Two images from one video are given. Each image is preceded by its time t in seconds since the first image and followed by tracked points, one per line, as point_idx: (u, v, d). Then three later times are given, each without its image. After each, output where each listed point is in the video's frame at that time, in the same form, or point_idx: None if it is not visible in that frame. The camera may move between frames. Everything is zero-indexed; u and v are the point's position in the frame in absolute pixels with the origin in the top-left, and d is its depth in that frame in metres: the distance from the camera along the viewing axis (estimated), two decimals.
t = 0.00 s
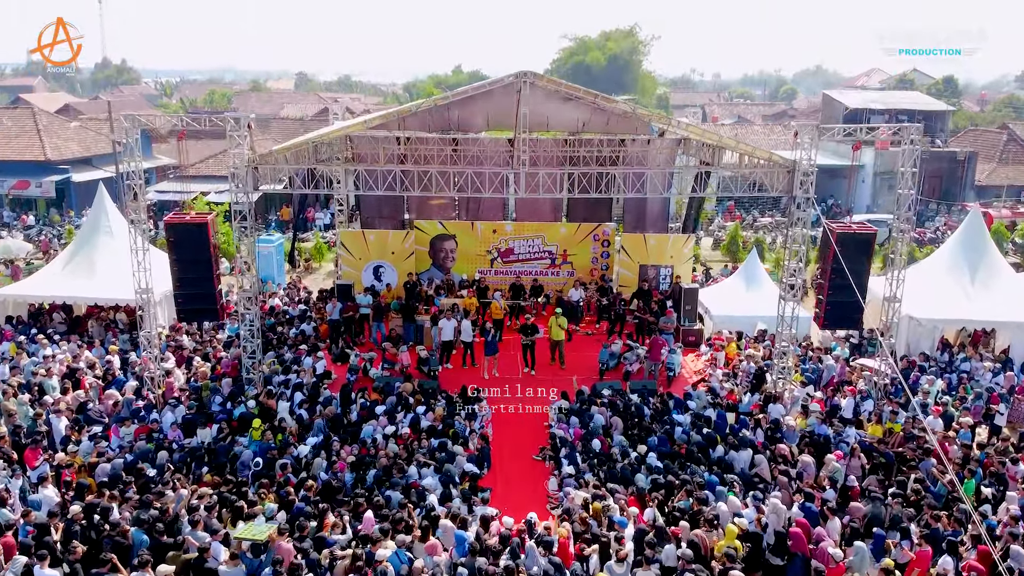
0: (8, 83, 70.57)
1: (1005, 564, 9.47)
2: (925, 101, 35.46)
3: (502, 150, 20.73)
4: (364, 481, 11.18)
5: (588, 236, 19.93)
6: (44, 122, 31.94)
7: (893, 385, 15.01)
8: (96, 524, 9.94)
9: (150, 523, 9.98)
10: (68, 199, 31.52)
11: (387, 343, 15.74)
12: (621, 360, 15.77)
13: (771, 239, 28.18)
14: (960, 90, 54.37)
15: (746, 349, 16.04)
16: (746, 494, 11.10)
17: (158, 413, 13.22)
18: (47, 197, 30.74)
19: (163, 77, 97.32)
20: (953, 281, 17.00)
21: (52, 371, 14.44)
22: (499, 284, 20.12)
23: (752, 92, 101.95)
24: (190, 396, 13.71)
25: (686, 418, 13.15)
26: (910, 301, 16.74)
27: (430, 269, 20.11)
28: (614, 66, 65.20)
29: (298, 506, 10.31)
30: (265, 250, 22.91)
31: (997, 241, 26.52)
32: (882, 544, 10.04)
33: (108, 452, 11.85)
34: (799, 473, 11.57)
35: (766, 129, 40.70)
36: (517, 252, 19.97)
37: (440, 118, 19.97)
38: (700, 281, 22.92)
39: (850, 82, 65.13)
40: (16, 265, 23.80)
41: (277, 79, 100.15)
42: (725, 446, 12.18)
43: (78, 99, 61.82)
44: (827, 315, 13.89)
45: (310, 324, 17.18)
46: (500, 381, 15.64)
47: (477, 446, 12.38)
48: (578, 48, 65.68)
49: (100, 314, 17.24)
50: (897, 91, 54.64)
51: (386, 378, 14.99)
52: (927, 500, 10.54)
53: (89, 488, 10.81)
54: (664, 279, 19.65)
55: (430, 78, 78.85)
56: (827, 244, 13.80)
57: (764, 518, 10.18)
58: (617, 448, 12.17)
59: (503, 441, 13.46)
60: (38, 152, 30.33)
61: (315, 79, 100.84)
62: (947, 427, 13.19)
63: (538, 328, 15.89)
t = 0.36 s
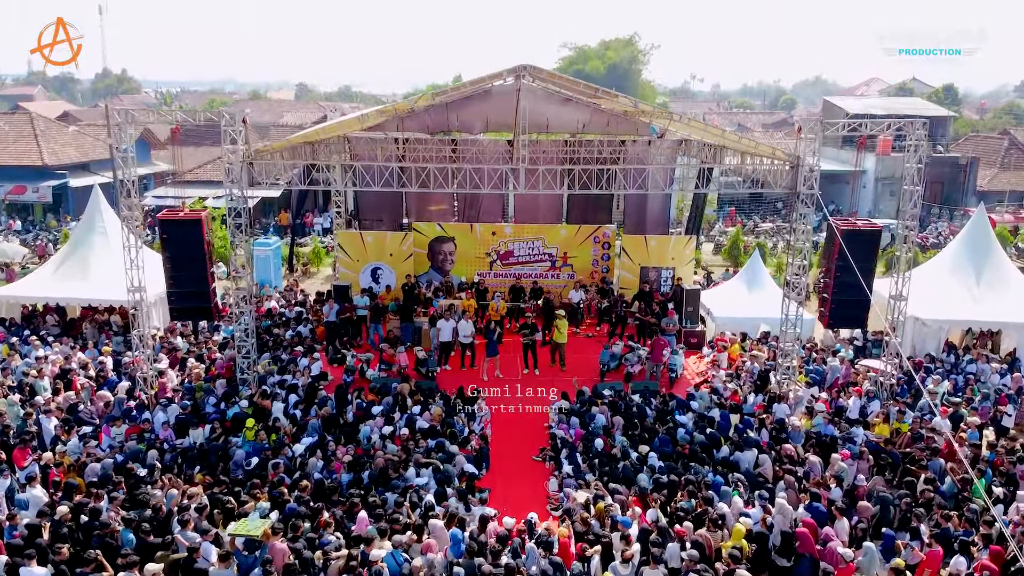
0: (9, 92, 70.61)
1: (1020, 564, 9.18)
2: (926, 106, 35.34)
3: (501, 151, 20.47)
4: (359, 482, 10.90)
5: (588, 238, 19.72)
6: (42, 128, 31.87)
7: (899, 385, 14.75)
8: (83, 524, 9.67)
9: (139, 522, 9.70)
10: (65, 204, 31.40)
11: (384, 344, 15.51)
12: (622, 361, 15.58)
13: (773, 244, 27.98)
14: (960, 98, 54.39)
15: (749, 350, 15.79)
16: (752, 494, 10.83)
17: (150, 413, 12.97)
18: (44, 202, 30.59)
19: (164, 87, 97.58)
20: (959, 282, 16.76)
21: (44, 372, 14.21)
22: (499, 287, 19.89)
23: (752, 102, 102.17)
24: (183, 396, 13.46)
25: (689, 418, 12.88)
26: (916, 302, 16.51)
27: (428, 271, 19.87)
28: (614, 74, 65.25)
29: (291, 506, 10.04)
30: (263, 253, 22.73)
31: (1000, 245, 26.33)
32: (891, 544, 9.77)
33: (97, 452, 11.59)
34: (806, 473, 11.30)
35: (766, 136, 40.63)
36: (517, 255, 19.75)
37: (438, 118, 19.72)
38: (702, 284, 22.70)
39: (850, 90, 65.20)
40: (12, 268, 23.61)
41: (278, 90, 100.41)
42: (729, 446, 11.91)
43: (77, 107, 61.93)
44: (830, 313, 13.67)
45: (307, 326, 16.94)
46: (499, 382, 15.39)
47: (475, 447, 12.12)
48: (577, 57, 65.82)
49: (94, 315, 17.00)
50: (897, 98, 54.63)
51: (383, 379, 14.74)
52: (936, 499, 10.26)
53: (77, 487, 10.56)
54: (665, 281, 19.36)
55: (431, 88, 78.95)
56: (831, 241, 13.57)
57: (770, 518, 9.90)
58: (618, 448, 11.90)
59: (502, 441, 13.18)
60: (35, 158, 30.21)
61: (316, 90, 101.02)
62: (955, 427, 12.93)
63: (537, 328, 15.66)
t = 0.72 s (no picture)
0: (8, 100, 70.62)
1: None
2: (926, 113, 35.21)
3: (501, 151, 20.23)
4: (354, 480, 10.63)
5: (587, 240, 19.54)
6: (39, 132, 31.73)
7: (904, 386, 14.52)
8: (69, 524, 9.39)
9: (126, 522, 9.41)
10: (62, 209, 31.21)
11: (381, 345, 15.27)
12: (623, 363, 15.37)
13: (773, 248, 27.83)
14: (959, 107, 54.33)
15: (752, 351, 15.51)
16: (756, 494, 10.56)
17: (141, 414, 12.70)
18: (40, 207, 30.38)
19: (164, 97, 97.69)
20: (964, 282, 16.54)
21: (34, 372, 13.95)
22: (498, 290, 19.67)
23: (751, 112, 102.30)
24: (175, 396, 13.20)
25: (691, 419, 12.62)
26: (921, 303, 16.27)
27: (427, 274, 19.67)
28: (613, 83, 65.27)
29: (283, 506, 9.77)
30: (260, 256, 22.50)
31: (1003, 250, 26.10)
32: (901, 544, 9.49)
33: (85, 452, 11.32)
34: (811, 473, 11.04)
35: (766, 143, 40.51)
36: (516, 257, 19.55)
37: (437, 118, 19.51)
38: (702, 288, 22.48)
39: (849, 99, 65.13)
40: (6, 271, 23.35)
41: (278, 100, 100.61)
42: (732, 447, 11.65)
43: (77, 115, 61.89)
44: (835, 312, 13.46)
45: (302, 328, 16.69)
46: (498, 383, 15.14)
47: (473, 447, 11.86)
48: (577, 66, 65.88)
49: (87, 316, 16.76)
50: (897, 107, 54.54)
51: (380, 380, 14.48)
52: (946, 498, 10.00)
53: (64, 487, 10.28)
54: (665, 283, 18.96)
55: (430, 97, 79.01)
56: (834, 238, 13.38)
57: (775, 518, 9.62)
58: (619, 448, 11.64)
59: (500, 442, 12.91)
60: (31, 162, 30.02)
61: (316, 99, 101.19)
62: (962, 428, 12.67)
63: (537, 328, 15.43)
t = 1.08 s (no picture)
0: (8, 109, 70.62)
1: None
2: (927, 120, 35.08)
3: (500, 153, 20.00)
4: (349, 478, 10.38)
5: (587, 242, 19.36)
6: (36, 138, 31.59)
7: (910, 386, 14.35)
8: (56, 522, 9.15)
9: (114, 520, 9.15)
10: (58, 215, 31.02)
11: (378, 345, 15.03)
12: (624, 364, 15.15)
13: (775, 253, 27.70)
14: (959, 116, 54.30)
15: (755, 352, 15.25)
16: (761, 493, 10.32)
17: (133, 413, 12.44)
18: (36, 212, 30.19)
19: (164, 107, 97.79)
20: (969, 283, 16.34)
21: (25, 372, 13.71)
22: (497, 292, 19.46)
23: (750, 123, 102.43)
24: (168, 396, 12.95)
25: (693, 418, 12.38)
26: (926, 303, 16.05)
27: (425, 277, 19.48)
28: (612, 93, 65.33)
29: (275, 504, 9.51)
30: (256, 259, 22.27)
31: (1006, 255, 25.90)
32: (909, 544, 9.23)
33: (75, 451, 11.04)
34: (818, 472, 10.79)
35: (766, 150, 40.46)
36: (515, 260, 19.35)
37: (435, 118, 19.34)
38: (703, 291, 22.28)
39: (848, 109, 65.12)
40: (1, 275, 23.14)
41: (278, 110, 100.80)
42: (735, 446, 11.40)
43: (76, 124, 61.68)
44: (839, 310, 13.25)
45: (299, 329, 16.44)
46: (497, 383, 14.89)
47: (471, 445, 11.62)
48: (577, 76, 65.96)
49: (81, 318, 16.53)
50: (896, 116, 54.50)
51: (377, 380, 14.23)
52: (955, 497, 9.75)
53: (52, 486, 10.02)
54: (667, 284, 18.93)
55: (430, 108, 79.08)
56: (839, 234, 13.20)
57: (781, 517, 9.36)
58: (621, 448, 11.39)
59: (499, 442, 12.66)
60: (29, 167, 29.87)
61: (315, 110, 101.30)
62: (970, 427, 12.42)
63: (537, 329, 15.20)
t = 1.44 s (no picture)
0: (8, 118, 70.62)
1: None
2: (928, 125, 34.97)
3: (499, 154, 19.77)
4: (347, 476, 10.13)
5: (588, 244, 19.19)
6: (34, 143, 31.45)
7: (917, 386, 14.15)
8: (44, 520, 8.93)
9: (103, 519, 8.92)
10: (55, 219, 30.85)
11: (376, 345, 14.83)
12: (625, 364, 14.94)
13: (777, 258, 27.58)
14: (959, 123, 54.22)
15: (759, 352, 15.02)
16: (766, 492, 10.10)
17: (125, 412, 12.21)
18: (33, 217, 30.01)
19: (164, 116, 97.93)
20: (974, 283, 16.15)
21: (17, 372, 13.49)
22: (496, 295, 19.27)
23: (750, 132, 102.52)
24: (162, 395, 12.74)
25: (696, 418, 12.16)
26: (931, 304, 15.85)
27: (424, 279, 19.29)
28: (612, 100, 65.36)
29: (268, 502, 9.28)
30: (254, 263, 22.09)
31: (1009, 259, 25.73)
32: (919, 543, 8.99)
33: (66, 450, 10.82)
34: (825, 471, 10.58)
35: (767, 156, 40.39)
36: (515, 262, 19.17)
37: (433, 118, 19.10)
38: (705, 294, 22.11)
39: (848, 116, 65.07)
40: None
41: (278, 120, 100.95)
42: (740, 445, 11.19)
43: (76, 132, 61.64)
44: (845, 308, 13.05)
45: (296, 330, 16.22)
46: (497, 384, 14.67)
47: (470, 444, 11.41)
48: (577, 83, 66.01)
49: (76, 318, 16.32)
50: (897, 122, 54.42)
51: (374, 380, 14.02)
52: (966, 495, 9.53)
53: (40, 484, 9.79)
54: (669, 286, 18.70)
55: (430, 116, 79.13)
56: (844, 231, 13.07)
57: (789, 515, 9.12)
58: (624, 448, 11.14)
59: (499, 442, 12.43)
60: (26, 172, 29.73)
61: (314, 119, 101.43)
62: (978, 427, 12.22)
63: (537, 329, 14.99)
